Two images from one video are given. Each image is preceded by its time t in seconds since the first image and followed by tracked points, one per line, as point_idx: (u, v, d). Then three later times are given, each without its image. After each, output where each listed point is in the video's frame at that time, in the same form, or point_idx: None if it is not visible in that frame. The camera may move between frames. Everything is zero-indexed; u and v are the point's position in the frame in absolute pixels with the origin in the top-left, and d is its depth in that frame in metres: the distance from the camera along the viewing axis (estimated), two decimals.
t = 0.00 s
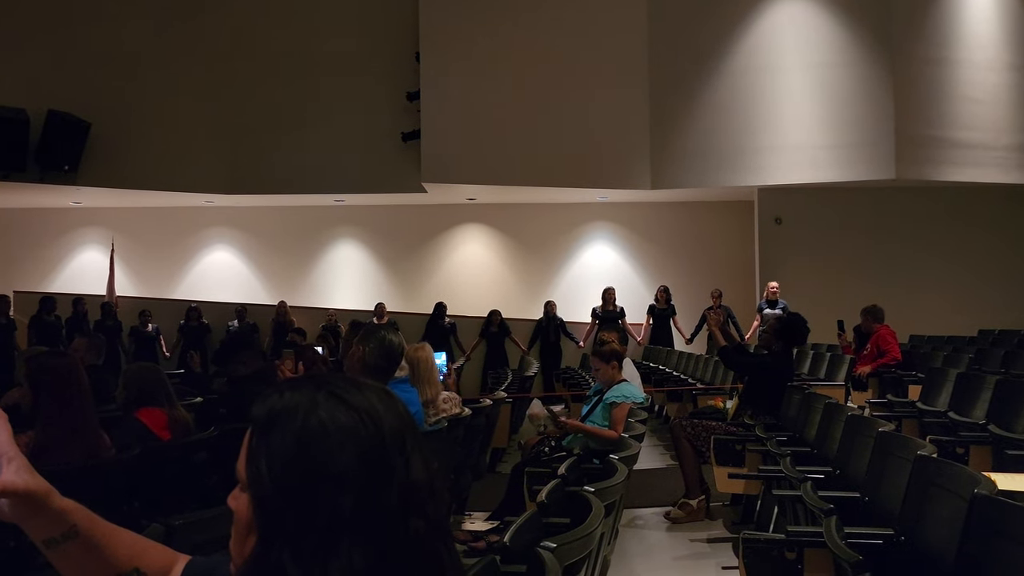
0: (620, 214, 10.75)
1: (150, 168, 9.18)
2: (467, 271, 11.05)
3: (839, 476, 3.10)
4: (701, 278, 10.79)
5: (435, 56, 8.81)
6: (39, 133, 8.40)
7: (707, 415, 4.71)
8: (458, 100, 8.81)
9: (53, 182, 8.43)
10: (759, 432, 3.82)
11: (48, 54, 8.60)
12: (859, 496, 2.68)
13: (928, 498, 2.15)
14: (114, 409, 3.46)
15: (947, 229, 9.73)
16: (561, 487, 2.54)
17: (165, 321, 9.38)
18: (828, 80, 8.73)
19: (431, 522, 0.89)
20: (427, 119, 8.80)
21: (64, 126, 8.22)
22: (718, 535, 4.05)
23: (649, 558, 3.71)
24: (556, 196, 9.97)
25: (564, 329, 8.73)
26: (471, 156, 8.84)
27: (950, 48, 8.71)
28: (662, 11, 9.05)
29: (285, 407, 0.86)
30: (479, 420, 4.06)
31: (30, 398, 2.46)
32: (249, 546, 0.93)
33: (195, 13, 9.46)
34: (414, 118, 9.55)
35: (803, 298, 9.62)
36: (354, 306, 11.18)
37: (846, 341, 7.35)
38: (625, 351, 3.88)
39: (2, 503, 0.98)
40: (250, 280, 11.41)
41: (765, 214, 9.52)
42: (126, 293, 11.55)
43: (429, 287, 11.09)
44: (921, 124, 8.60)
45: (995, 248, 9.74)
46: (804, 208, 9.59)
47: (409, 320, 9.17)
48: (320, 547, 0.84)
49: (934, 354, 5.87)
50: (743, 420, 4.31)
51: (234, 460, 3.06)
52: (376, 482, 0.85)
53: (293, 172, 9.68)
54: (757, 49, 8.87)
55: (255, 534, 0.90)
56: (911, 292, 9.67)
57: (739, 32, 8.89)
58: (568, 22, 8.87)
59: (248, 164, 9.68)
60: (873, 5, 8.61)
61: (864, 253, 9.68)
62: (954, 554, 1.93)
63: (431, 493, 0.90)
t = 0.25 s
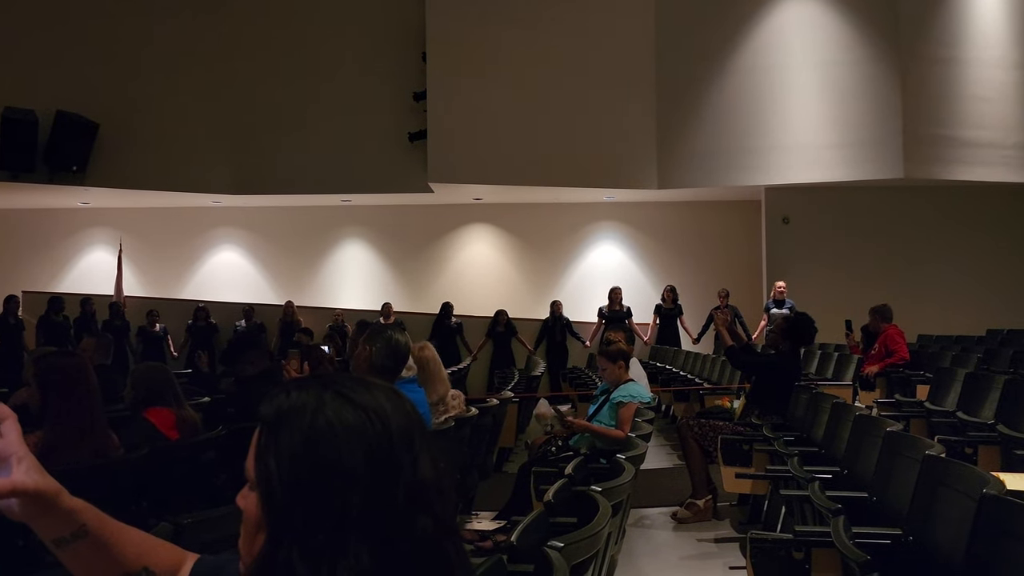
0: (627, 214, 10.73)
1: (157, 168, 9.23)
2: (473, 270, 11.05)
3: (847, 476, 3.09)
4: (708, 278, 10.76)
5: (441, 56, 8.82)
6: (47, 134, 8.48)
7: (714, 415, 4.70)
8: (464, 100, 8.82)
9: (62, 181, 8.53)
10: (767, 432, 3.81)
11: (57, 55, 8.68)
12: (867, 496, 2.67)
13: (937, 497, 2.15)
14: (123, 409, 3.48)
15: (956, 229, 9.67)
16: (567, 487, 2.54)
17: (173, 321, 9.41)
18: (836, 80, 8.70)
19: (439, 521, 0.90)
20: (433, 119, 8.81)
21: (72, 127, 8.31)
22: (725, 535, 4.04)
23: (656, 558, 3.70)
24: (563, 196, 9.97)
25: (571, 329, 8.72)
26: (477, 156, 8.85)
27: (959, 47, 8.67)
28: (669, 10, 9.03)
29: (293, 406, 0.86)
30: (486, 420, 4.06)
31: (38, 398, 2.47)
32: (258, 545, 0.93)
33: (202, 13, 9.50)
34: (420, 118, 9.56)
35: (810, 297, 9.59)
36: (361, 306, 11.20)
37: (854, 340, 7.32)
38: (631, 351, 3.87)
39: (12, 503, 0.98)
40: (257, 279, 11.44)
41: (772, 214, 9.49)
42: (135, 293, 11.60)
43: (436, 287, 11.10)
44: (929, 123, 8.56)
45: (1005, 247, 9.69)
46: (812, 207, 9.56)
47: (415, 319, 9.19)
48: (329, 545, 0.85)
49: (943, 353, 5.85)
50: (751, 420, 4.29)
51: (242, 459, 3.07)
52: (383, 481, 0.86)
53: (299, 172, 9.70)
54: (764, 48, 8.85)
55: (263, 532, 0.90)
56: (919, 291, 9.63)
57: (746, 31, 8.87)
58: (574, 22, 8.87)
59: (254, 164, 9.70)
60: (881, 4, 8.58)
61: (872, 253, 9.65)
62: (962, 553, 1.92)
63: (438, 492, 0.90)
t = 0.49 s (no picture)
0: (635, 214, 10.71)
1: (167, 169, 9.29)
2: (481, 270, 11.05)
3: (857, 476, 3.08)
4: (716, 277, 10.74)
5: (449, 56, 8.83)
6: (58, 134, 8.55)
7: (724, 415, 4.68)
8: (472, 99, 8.83)
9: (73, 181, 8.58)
10: (776, 432, 3.80)
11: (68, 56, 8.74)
12: (877, 496, 2.66)
13: (947, 497, 2.14)
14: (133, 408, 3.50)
15: (967, 228, 9.62)
16: (576, 486, 2.54)
17: (182, 321, 9.46)
18: (846, 79, 8.67)
19: (450, 519, 0.90)
20: (441, 118, 8.82)
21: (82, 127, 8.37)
22: (734, 535, 4.03)
23: (665, 558, 3.70)
24: (571, 196, 9.96)
25: (579, 328, 8.71)
26: (486, 155, 8.85)
27: (971, 45, 8.63)
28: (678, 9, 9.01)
29: (305, 405, 0.87)
30: (495, 420, 4.06)
31: (51, 397, 2.51)
32: (269, 543, 0.93)
33: (213, 13, 9.53)
34: (428, 118, 9.57)
35: (819, 297, 9.56)
36: (369, 305, 11.24)
37: (864, 340, 7.30)
38: (639, 350, 3.88)
39: (25, 501, 0.98)
40: (265, 279, 11.48)
41: (781, 213, 9.46)
42: (144, 292, 11.67)
43: (444, 287, 11.11)
44: (940, 122, 8.52)
45: (1016, 247, 9.63)
46: (822, 207, 9.53)
47: (423, 319, 9.21)
48: (341, 543, 0.85)
49: (953, 353, 5.82)
50: (760, 420, 4.28)
51: (252, 457, 3.09)
52: (394, 479, 0.86)
53: (308, 173, 9.72)
54: (774, 47, 8.83)
55: (275, 530, 0.90)
56: (929, 291, 9.58)
57: (756, 30, 8.85)
58: (583, 21, 8.86)
59: (263, 164, 9.72)
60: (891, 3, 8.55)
61: (882, 252, 9.61)
62: (973, 553, 1.92)
63: (450, 490, 0.90)
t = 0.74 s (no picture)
0: (646, 213, 10.70)
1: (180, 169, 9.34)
2: (492, 269, 11.06)
3: (870, 475, 3.06)
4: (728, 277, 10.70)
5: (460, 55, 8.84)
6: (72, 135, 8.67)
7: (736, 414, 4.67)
8: (483, 98, 8.83)
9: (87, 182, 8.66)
10: (789, 432, 3.78)
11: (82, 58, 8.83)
12: (891, 496, 2.65)
13: (963, 497, 2.13)
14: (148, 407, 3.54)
15: (982, 227, 9.54)
16: (589, 486, 2.54)
17: (196, 320, 9.51)
18: (859, 76, 8.62)
19: (464, 516, 0.90)
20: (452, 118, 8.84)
21: (96, 128, 8.46)
22: (747, 534, 4.02)
23: (677, 557, 3.70)
24: (582, 195, 9.95)
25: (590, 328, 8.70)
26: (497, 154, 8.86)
27: (987, 41, 8.55)
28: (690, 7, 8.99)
29: (320, 402, 0.88)
30: (507, 419, 4.07)
31: (65, 395, 2.53)
32: (285, 539, 0.94)
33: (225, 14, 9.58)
34: (440, 117, 9.58)
35: (832, 296, 9.51)
36: (381, 304, 11.29)
37: (877, 339, 7.25)
38: (651, 349, 3.87)
39: (45, 498, 0.99)
40: (277, 280, 11.60)
41: (794, 212, 9.41)
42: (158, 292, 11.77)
43: (455, 286, 11.13)
44: (955, 120, 8.46)
45: None
46: (835, 205, 9.47)
47: (435, 318, 9.23)
48: (355, 540, 0.86)
49: (968, 352, 5.78)
50: (772, 420, 4.27)
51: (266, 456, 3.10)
52: (409, 478, 0.86)
53: (320, 172, 9.75)
54: (786, 45, 8.79)
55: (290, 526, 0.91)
56: (943, 290, 9.52)
57: (768, 28, 8.82)
58: (594, 19, 8.85)
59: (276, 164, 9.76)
60: None
61: (895, 251, 9.54)
62: (989, 554, 1.91)
63: (464, 488, 0.91)
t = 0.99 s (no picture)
0: (661, 211, 10.65)
1: (197, 169, 9.40)
2: (506, 268, 11.06)
3: (887, 475, 3.04)
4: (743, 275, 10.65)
5: (474, 54, 8.86)
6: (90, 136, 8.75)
7: (751, 414, 4.66)
8: (497, 97, 8.84)
9: (103, 182, 8.72)
10: (805, 431, 3.77)
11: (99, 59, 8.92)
12: (909, 496, 2.63)
13: (981, 497, 2.11)
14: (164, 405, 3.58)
15: (1001, 224, 9.44)
16: (603, 486, 2.54)
17: (211, 320, 9.59)
18: (876, 73, 8.56)
19: (479, 514, 0.91)
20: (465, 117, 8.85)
21: (114, 129, 8.54)
22: (762, 534, 4.01)
23: (692, 556, 3.69)
24: (596, 194, 9.94)
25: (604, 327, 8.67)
26: (511, 154, 8.86)
27: (1005, 38, 8.48)
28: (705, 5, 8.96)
29: (339, 399, 0.88)
30: (521, 418, 4.08)
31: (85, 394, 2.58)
32: (304, 534, 0.94)
33: (241, 16, 9.64)
34: (454, 116, 9.59)
35: (848, 295, 9.45)
36: (396, 303, 11.32)
37: (894, 338, 7.21)
38: (666, 348, 3.84)
39: (66, 494, 1.00)
40: (291, 278, 11.63)
41: (810, 211, 9.37)
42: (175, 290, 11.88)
43: (469, 285, 11.14)
44: (973, 117, 8.39)
45: None
46: (850, 204, 9.42)
47: (449, 317, 9.26)
48: (372, 536, 0.86)
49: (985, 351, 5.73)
50: (787, 419, 4.25)
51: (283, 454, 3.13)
52: (426, 476, 0.87)
53: (335, 171, 9.78)
54: (802, 42, 8.74)
55: (309, 521, 0.92)
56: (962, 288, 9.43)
57: (784, 26, 8.77)
58: (608, 17, 8.83)
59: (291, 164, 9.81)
60: None
61: (912, 249, 9.47)
62: (1007, 555, 1.90)
63: (480, 486, 0.91)
